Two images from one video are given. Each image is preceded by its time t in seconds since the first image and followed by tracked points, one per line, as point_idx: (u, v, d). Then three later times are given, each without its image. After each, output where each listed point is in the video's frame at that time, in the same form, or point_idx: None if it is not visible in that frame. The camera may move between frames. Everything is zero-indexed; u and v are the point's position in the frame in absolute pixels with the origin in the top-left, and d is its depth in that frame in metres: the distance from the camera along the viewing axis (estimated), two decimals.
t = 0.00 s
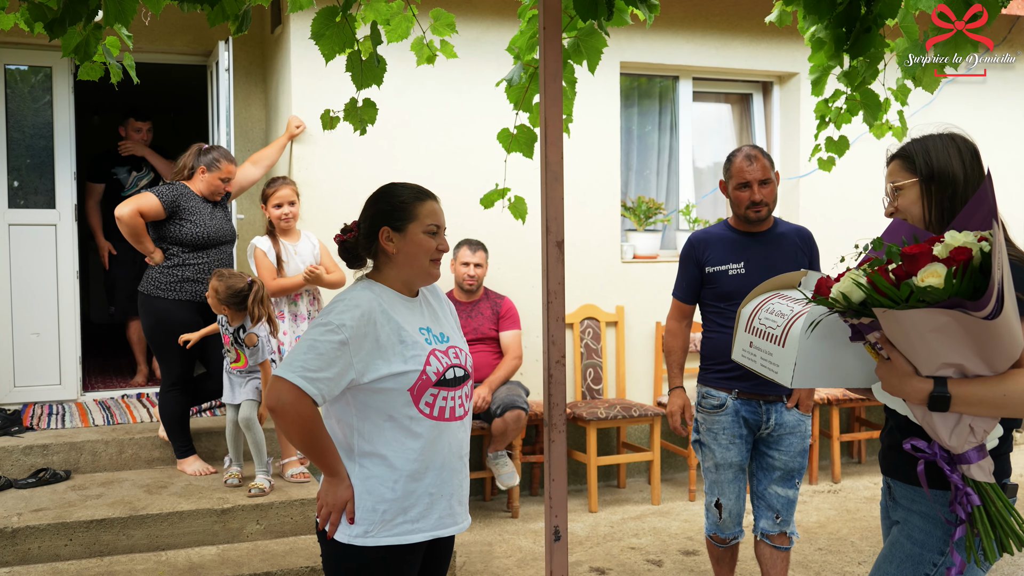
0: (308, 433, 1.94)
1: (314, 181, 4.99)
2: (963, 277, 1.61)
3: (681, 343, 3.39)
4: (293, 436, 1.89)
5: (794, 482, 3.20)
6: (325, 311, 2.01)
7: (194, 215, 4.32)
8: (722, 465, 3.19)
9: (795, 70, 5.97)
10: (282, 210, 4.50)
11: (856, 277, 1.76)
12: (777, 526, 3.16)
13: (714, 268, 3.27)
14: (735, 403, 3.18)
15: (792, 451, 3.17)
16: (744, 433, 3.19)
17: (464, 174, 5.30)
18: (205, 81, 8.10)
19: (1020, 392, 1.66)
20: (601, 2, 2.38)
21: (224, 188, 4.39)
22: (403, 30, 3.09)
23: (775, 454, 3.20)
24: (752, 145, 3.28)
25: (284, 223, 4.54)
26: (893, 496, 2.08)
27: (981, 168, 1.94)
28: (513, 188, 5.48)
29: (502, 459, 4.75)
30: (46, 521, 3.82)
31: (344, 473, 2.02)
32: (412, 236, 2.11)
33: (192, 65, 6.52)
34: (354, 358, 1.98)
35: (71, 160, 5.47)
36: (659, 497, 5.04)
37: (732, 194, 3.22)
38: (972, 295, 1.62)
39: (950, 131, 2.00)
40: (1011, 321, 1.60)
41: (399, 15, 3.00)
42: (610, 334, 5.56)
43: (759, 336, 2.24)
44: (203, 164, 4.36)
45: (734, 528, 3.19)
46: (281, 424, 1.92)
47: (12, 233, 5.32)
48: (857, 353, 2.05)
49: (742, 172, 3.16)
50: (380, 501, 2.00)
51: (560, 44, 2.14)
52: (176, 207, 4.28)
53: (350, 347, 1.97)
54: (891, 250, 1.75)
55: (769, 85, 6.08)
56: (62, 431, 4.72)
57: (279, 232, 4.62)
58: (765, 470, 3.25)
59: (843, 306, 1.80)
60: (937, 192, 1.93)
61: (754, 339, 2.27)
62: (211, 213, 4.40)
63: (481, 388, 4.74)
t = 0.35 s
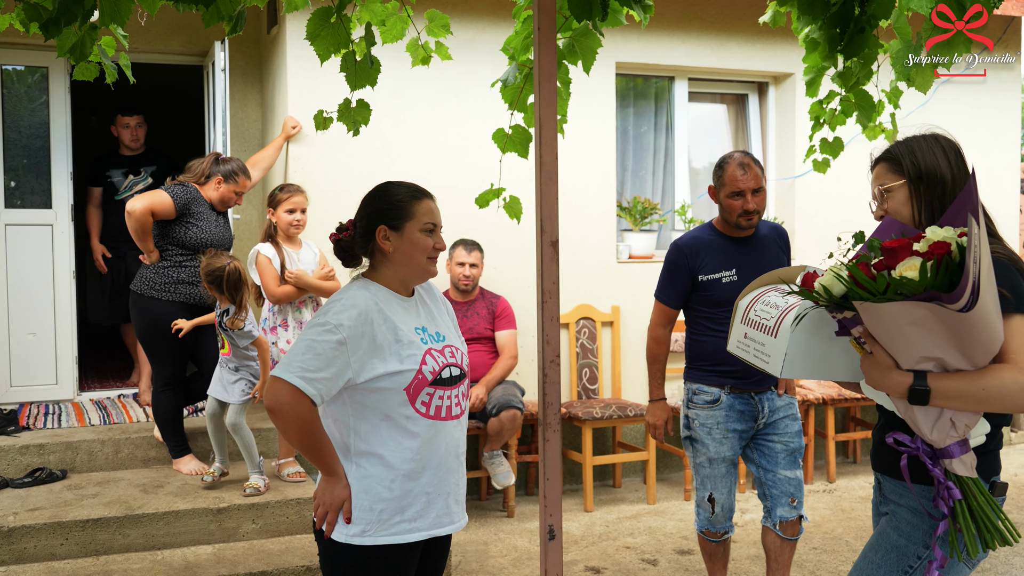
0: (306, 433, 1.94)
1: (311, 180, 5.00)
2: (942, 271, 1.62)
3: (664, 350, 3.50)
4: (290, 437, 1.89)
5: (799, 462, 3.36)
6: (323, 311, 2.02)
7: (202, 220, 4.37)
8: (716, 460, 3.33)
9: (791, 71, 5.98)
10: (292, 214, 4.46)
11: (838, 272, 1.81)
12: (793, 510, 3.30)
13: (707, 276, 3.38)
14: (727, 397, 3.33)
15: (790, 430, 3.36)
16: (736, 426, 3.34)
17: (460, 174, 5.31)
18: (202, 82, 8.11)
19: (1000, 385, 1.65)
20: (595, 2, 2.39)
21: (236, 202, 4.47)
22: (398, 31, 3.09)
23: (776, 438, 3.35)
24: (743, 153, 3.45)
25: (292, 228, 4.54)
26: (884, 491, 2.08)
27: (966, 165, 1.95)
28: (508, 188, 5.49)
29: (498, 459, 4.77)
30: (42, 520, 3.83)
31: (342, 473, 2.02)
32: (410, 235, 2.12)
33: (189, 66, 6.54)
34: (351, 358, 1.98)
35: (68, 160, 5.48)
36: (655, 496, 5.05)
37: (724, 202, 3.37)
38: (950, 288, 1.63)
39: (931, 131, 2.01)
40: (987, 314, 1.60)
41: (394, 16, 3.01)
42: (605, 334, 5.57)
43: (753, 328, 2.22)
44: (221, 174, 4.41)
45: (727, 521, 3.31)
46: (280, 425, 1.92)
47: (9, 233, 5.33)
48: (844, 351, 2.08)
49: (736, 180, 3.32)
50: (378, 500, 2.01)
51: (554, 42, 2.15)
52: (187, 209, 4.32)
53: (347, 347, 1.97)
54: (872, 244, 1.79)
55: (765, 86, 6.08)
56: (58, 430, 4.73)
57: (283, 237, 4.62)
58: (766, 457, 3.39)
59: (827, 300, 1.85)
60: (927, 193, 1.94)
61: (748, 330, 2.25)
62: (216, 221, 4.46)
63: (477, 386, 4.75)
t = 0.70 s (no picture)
0: (307, 433, 1.93)
1: (308, 180, 5.01)
2: (917, 274, 1.66)
3: (671, 340, 3.46)
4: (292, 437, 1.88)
5: (797, 469, 3.40)
6: (322, 310, 2.02)
7: (201, 218, 4.38)
8: (720, 459, 3.34)
9: (788, 71, 5.99)
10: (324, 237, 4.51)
11: (815, 274, 1.84)
12: (787, 511, 3.40)
13: (711, 267, 3.40)
14: (736, 397, 3.33)
15: (792, 436, 3.38)
16: (742, 427, 3.36)
17: (457, 174, 5.31)
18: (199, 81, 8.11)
19: (971, 389, 1.66)
20: (592, 2, 2.39)
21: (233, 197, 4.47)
22: (395, 31, 3.08)
23: (776, 442, 3.39)
24: (745, 148, 3.47)
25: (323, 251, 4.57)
26: (864, 493, 2.09)
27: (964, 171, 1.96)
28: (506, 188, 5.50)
29: (497, 458, 4.83)
30: (39, 520, 3.83)
31: (342, 474, 2.01)
32: (407, 233, 2.13)
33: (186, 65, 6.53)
34: (351, 357, 1.99)
35: (65, 159, 5.47)
36: (652, 496, 5.06)
37: (725, 195, 3.40)
38: (923, 291, 1.66)
39: (935, 134, 2.01)
40: (959, 319, 1.62)
41: (392, 16, 3.00)
42: (603, 333, 5.58)
43: (742, 323, 2.24)
44: (214, 169, 4.40)
45: (726, 517, 3.35)
46: (282, 425, 1.92)
47: (6, 233, 5.33)
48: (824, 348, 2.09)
49: (736, 174, 3.34)
50: (377, 499, 2.01)
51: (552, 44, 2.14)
52: (185, 207, 4.33)
53: (348, 347, 1.97)
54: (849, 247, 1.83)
55: (762, 86, 6.10)
56: (56, 430, 4.73)
57: (310, 261, 4.65)
58: (766, 460, 3.43)
59: (804, 300, 1.88)
60: (918, 191, 1.95)
61: (736, 325, 2.28)
62: (215, 217, 4.48)
63: (475, 386, 4.77)
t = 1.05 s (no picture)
0: (308, 438, 1.94)
1: (305, 179, 5.02)
2: (880, 275, 1.69)
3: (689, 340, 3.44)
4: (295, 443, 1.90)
5: (791, 463, 3.47)
6: (316, 310, 2.01)
7: (201, 218, 4.37)
8: (732, 457, 3.35)
9: (784, 70, 5.99)
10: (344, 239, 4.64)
11: (784, 275, 1.88)
12: (774, 503, 3.48)
13: (728, 262, 3.43)
14: (749, 396, 3.33)
15: (793, 435, 3.42)
16: (754, 425, 3.36)
17: (454, 174, 5.32)
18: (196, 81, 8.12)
19: (937, 388, 1.68)
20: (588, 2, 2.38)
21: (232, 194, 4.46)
22: (392, 30, 3.08)
23: (776, 439, 3.43)
24: (763, 146, 3.52)
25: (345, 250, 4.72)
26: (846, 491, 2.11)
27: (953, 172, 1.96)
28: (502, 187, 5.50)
29: (493, 457, 4.83)
30: (35, 520, 3.84)
31: (339, 481, 2.02)
32: (397, 232, 2.12)
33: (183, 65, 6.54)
34: (348, 357, 1.99)
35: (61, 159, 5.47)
36: (649, 495, 5.06)
37: (742, 192, 3.45)
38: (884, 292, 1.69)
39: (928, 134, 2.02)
40: (920, 321, 1.65)
41: (388, 15, 3.00)
42: (600, 333, 5.58)
43: (727, 322, 2.32)
44: (211, 167, 4.39)
45: (733, 515, 3.37)
46: (284, 428, 1.92)
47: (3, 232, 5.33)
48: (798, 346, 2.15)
49: (755, 172, 3.39)
50: (372, 499, 2.01)
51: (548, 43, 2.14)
52: (184, 209, 4.32)
53: (344, 348, 1.97)
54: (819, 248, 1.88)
55: (759, 85, 6.10)
56: (52, 429, 4.73)
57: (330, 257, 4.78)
58: (764, 453, 3.48)
59: (775, 300, 1.93)
60: (905, 188, 1.95)
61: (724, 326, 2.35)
62: (215, 217, 4.47)
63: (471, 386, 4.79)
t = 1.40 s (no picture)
0: (304, 442, 1.93)
1: (302, 179, 5.02)
2: (869, 274, 1.69)
3: (690, 338, 3.44)
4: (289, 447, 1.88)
5: (788, 463, 3.47)
6: (308, 312, 2.01)
7: (226, 238, 4.45)
8: (731, 457, 3.34)
9: (781, 70, 6.00)
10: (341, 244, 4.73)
11: (773, 279, 1.89)
12: (769, 501, 3.49)
13: (728, 261, 3.43)
14: (750, 396, 3.32)
15: (792, 437, 3.41)
16: (754, 425, 3.34)
17: (450, 174, 5.32)
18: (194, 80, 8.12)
19: (932, 387, 1.67)
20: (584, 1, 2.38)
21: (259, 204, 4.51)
22: (387, 29, 3.08)
23: (775, 439, 3.43)
24: (766, 147, 3.52)
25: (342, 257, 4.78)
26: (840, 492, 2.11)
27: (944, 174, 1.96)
28: (499, 187, 5.51)
29: (489, 456, 4.79)
30: (31, 519, 3.83)
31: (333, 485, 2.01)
32: (387, 233, 2.12)
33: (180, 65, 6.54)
34: (340, 357, 1.98)
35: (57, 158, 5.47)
36: (645, 495, 5.06)
37: (745, 192, 3.46)
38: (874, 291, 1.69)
39: (922, 135, 2.01)
40: (912, 320, 1.65)
41: (383, 14, 3.00)
42: (596, 332, 5.59)
43: (719, 330, 2.57)
44: (237, 179, 4.42)
45: (732, 515, 3.37)
46: (280, 429, 1.92)
47: None
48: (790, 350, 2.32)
49: (757, 173, 3.39)
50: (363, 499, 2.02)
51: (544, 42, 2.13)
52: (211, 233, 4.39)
53: (337, 348, 1.97)
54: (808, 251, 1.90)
55: (755, 85, 6.10)
56: (48, 429, 4.74)
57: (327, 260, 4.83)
58: (762, 452, 3.49)
59: (765, 304, 1.94)
60: (893, 188, 1.96)
61: (715, 332, 2.61)
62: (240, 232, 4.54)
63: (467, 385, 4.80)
